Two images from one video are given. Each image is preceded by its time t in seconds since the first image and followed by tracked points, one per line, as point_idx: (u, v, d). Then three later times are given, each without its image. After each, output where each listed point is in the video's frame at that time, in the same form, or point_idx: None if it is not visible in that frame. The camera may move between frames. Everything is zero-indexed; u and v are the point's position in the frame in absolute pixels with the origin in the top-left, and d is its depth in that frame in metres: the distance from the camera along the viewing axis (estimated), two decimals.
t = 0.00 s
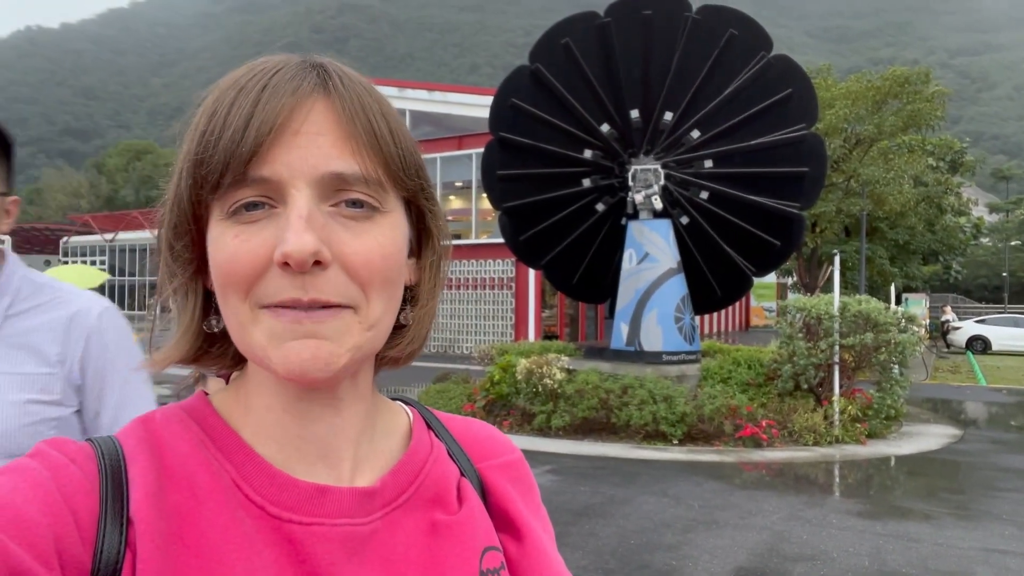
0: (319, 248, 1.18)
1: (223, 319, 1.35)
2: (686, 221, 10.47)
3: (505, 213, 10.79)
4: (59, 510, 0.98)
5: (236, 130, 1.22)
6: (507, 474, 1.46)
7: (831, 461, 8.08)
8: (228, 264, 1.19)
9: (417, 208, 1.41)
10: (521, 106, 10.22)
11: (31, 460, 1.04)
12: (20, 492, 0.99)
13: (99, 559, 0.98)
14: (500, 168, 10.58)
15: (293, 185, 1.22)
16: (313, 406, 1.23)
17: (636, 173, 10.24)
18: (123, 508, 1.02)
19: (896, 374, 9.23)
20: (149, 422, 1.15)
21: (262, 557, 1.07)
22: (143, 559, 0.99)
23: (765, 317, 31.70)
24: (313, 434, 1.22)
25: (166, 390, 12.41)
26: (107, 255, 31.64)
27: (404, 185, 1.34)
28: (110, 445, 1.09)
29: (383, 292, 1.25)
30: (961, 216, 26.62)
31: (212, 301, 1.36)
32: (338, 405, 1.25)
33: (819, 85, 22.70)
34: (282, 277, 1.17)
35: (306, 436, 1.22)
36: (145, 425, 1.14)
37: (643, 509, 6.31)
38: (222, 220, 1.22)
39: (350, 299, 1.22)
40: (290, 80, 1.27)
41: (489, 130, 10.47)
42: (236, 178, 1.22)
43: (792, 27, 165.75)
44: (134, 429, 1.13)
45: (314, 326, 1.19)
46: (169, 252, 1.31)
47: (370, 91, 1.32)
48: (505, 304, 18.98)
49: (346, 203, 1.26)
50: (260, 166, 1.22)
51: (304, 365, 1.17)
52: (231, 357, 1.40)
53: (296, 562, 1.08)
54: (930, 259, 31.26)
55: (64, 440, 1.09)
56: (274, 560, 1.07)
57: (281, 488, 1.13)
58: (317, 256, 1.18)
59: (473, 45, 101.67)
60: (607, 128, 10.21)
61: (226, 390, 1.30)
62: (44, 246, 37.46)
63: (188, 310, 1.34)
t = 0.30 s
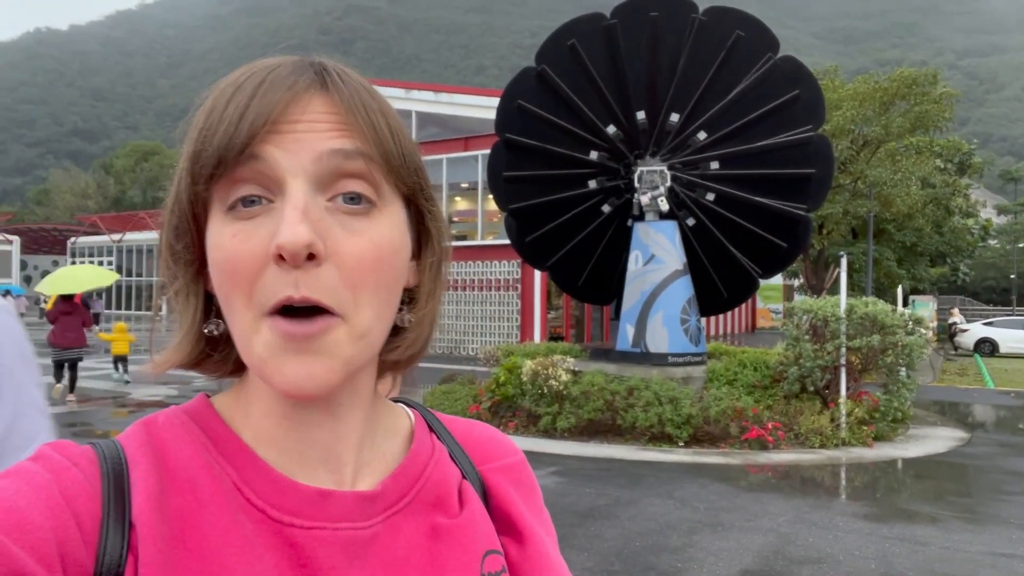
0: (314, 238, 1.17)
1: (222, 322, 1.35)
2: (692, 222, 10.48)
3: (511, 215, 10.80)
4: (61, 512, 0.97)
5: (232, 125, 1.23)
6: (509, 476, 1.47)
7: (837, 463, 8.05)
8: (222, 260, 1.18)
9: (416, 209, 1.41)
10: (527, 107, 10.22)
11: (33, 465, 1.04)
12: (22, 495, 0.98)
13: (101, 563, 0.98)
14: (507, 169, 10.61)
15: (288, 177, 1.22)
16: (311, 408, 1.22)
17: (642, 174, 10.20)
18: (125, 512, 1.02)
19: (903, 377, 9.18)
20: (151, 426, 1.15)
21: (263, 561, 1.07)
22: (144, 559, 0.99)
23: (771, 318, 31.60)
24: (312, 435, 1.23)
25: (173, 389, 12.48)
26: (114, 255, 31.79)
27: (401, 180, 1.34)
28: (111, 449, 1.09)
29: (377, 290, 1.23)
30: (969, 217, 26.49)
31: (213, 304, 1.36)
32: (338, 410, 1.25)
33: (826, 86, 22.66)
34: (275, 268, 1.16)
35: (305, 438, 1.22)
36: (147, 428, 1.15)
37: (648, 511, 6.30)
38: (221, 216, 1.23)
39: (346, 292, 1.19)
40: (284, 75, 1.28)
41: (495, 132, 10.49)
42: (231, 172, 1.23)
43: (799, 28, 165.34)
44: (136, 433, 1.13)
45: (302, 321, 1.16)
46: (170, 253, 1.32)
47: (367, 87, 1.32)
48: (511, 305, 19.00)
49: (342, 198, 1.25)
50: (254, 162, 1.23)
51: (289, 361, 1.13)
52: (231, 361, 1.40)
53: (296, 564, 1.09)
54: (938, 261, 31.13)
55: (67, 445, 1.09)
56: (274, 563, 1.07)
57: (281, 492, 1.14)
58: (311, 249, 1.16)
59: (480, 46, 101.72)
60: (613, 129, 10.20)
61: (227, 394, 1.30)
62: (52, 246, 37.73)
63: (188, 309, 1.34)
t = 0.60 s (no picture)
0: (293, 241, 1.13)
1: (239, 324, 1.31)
2: (705, 228, 10.46)
3: (524, 220, 10.80)
4: (80, 515, 0.95)
5: (230, 125, 1.21)
6: (523, 479, 1.45)
7: (853, 472, 7.97)
8: (218, 258, 1.18)
9: (424, 216, 1.31)
10: (540, 113, 10.22)
11: (51, 467, 1.02)
12: (42, 499, 0.96)
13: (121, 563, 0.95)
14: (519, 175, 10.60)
15: (275, 177, 1.19)
16: (322, 406, 1.20)
17: (654, 180, 10.20)
18: (144, 511, 1.00)
19: (920, 384, 9.09)
20: (169, 427, 1.13)
21: (280, 561, 1.04)
22: (164, 559, 0.98)
23: (784, 325, 31.39)
24: (323, 436, 1.20)
25: (186, 394, 12.55)
26: (130, 261, 32.08)
27: (400, 183, 1.25)
28: (130, 451, 1.07)
29: (366, 293, 1.17)
30: (984, 224, 26.29)
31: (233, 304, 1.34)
32: (348, 410, 1.23)
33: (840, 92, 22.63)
34: (261, 270, 1.13)
35: (318, 435, 1.19)
36: (165, 430, 1.12)
37: (662, 519, 6.26)
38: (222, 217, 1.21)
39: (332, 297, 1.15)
40: (284, 76, 1.25)
41: (507, 137, 10.50)
42: (229, 173, 1.22)
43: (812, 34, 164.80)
44: (154, 434, 1.11)
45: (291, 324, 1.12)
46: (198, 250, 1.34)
47: (369, 85, 1.27)
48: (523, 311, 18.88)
49: (333, 200, 1.20)
50: (248, 161, 1.20)
51: (276, 366, 1.10)
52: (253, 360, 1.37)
53: (313, 565, 1.06)
54: (953, 267, 30.89)
55: (85, 446, 1.06)
56: (292, 563, 1.05)
57: (296, 491, 1.11)
58: (286, 251, 1.12)
59: (492, 53, 102.03)
60: (625, 135, 10.17)
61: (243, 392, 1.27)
62: (68, 251, 38.11)
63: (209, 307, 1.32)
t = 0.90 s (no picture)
0: (313, 241, 1.14)
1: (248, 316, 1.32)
2: (715, 230, 10.41)
3: (533, 222, 10.76)
4: (94, 497, 0.96)
5: (243, 124, 1.20)
6: (527, 469, 1.46)
7: (864, 475, 7.93)
8: (234, 257, 1.18)
9: (433, 210, 1.33)
10: (550, 115, 10.19)
11: (64, 452, 1.02)
12: (55, 483, 0.97)
13: (135, 545, 0.96)
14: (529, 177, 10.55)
15: (291, 178, 1.19)
16: (329, 395, 1.21)
17: (665, 182, 10.21)
18: (157, 495, 1.00)
19: (932, 388, 9.05)
20: (180, 414, 1.14)
21: (291, 544, 1.05)
22: (178, 542, 0.98)
23: (795, 328, 30.95)
24: (332, 424, 1.21)
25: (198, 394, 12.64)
26: (142, 263, 32.30)
27: (412, 180, 1.27)
28: (141, 437, 1.07)
29: (383, 287, 1.19)
30: (998, 227, 26.08)
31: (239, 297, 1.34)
32: (357, 399, 1.24)
33: (852, 95, 22.53)
34: (279, 271, 1.14)
35: (326, 424, 1.20)
36: (176, 416, 1.13)
37: (671, 521, 6.24)
38: (235, 215, 1.21)
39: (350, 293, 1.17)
40: (286, 76, 1.24)
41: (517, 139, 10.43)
42: (243, 174, 1.21)
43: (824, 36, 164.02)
44: (164, 422, 1.11)
45: (310, 318, 1.14)
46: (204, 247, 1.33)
47: (379, 83, 1.27)
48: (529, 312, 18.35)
49: (348, 198, 1.21)
50: (263, 164, 1.20)
51: (298, 359, 1.12)
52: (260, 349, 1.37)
53: (324, 551, 1.07)
54: (966, 270, 30.66)
55: (97, 433, 1.06)
56: (302, 547, 1.05)
57: (307, 477, 1.12)
58: (309, 251, 1.13)
59: (503, 56, 102.11)
60: (636, 137, 10.19)
61: (251, 380, 1.27)
62: (80, 254, 38.38)
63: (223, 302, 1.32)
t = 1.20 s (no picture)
0: (374, 247, 1.17)
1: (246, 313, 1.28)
2: (739, 226, 10.32)
3: (555, 219, 10.75)
4: (85, 503, 0.96)
5: (307, 126, 1.19)
6: (515, 478, 1.44)
7: (891, 474, 7.83)
8: (284, 259, 1.15)
9: (449, 219, 1.41)
10: (572, 110, 10.17)
11: (57, 456, 1.02)
12: (47, 486, 0.97)
13: (125, 550, 0.96)
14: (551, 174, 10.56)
15: (353, 186, 1.20)
16: (336, 402, 1.20)
17: (688, 178, 10.17)
18: (149, 501, 1.01)
19: (961, 386, 8.91)
20: (171, 419, 1.14)
21: (282, 551, 1.05)
22: (170, 548, 0.98)
23: (821, 325, 31.08)
24: (336, 432, 1.20)
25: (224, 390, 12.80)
26: (169, 260, 32.72)
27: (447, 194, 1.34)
28: (134, 441, 1.07)
29: (429, 294, 1.26)
30: None
31: (240, 295, 1.28)
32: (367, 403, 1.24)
33: (880, 88, 22.19)
34: (335, 274, 1.16)
35: (335, 431, 1.20)
36: (167, 422, 1.13)
37: (694, 519, 6.20)
38: (279, 216, 1.18)
39: (396, 293, 1.21)
40: (336, 83, 1.24)
41: (539, 136, 10.49)
42: (298, 176, 1.18)
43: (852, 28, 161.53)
44: (156, 427, 1.11)
45: (362, 321, 1.17)
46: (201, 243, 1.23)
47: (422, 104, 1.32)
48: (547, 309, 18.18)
49: (399, 209, 1.24)
50: (324, 169, 1.19)
51: (353, 362, 1.15)
52: (251, 351, 1.32)
53: (315, 558, 1.07)
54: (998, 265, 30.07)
55: (89, 437, 1.07)
56: (294, 554, 1.06)
57: (299, 483, 1.12)
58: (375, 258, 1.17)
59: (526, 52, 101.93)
60: (659, 132, 10.12)
61: (246, 386, 1.26)
62: (110, 251, 38.96)
63: (215, 301, 1.25)
